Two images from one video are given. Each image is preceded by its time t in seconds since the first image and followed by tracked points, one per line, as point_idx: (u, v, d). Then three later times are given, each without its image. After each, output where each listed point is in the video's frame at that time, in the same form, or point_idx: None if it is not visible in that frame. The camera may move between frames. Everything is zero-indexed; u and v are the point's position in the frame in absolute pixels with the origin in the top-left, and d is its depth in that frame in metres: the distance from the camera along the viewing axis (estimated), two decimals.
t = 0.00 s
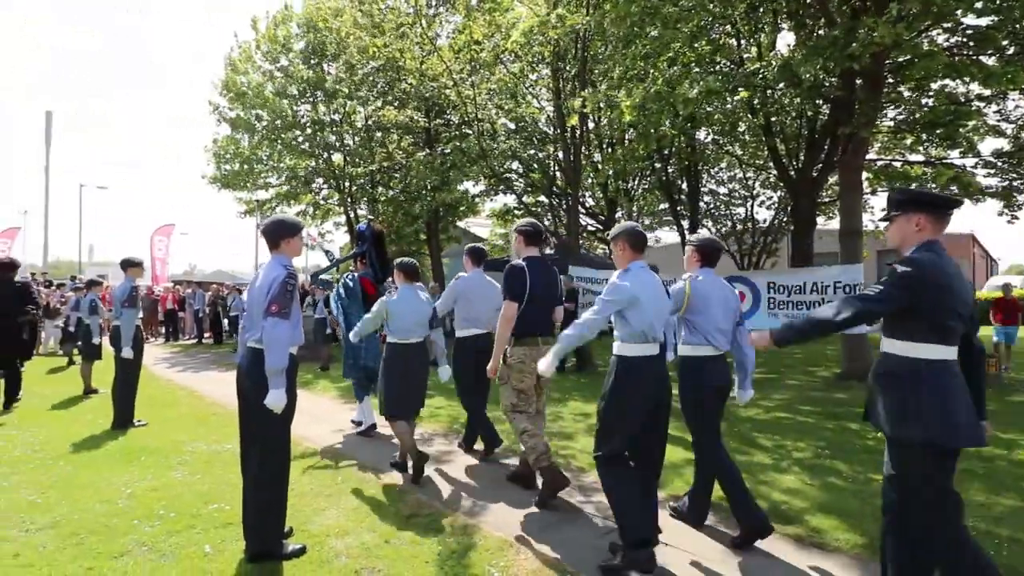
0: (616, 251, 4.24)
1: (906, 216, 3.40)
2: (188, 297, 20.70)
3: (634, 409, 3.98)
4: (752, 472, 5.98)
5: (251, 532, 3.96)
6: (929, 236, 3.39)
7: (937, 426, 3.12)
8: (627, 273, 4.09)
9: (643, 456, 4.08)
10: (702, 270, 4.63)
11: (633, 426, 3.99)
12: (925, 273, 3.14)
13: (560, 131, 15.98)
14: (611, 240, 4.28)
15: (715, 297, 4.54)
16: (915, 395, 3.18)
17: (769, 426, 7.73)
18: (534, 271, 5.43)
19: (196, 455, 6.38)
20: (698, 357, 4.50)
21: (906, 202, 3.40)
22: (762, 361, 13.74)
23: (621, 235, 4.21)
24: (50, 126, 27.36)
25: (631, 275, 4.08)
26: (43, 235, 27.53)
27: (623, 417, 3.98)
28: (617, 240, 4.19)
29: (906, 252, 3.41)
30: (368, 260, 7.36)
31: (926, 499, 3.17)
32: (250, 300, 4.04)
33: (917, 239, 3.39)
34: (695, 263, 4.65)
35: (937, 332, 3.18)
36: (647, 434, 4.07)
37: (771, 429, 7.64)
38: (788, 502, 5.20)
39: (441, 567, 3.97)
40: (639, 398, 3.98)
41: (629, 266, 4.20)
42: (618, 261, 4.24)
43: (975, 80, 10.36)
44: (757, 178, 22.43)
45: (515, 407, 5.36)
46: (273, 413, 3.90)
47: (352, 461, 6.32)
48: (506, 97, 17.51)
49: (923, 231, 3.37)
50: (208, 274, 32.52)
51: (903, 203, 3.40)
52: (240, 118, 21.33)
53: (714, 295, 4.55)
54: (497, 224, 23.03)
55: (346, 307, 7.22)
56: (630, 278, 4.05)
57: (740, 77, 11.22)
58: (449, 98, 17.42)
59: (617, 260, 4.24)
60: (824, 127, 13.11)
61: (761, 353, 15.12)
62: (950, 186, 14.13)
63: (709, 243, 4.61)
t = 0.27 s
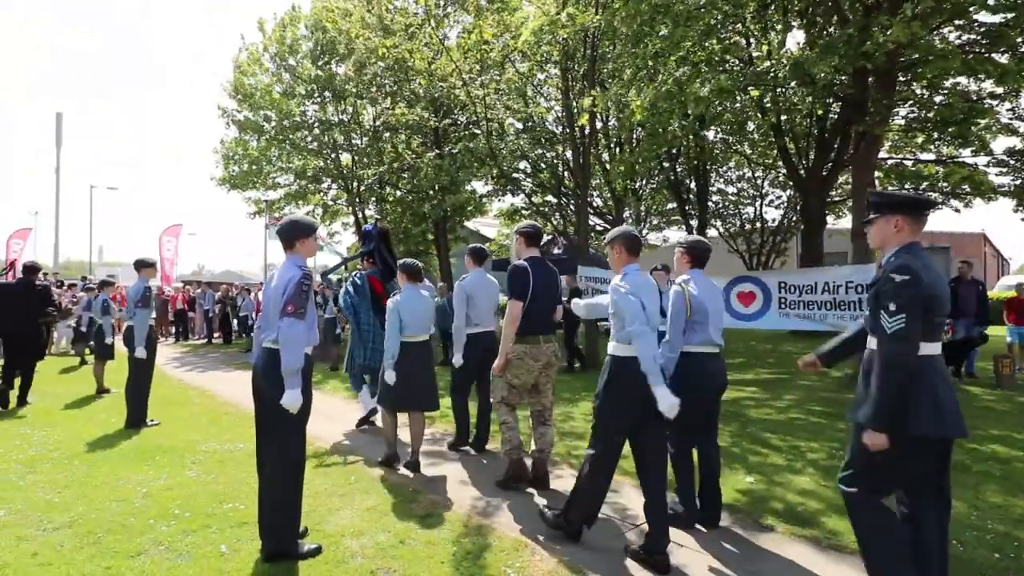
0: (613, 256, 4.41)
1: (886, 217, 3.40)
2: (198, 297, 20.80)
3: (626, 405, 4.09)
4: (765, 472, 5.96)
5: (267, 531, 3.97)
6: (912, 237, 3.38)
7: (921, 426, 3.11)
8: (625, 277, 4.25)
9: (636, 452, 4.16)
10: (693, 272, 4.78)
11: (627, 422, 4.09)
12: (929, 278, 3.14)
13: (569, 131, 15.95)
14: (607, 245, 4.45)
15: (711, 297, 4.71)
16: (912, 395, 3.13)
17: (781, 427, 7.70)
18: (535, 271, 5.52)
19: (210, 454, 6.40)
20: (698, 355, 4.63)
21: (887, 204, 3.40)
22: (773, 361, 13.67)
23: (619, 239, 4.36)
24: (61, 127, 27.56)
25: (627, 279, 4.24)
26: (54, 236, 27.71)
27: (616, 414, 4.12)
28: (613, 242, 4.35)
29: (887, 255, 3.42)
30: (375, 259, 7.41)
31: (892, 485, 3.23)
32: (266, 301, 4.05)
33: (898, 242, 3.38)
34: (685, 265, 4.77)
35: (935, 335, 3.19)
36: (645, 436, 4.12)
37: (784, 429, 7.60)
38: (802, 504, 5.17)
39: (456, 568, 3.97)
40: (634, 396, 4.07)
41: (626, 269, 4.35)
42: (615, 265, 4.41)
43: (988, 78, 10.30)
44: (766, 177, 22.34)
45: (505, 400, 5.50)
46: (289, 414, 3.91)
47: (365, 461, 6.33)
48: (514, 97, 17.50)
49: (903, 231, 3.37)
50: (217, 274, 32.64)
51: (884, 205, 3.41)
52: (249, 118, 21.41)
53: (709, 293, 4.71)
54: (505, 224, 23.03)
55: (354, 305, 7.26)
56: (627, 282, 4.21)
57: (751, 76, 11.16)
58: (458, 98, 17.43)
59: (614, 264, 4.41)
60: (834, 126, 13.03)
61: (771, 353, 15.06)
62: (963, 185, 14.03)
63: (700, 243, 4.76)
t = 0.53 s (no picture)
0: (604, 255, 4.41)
1: (864, 221, 3.44)
2: (205, 296, 20.87)
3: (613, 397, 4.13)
4: (775, 472, 5.94)
5: (279, 529, 3.98)
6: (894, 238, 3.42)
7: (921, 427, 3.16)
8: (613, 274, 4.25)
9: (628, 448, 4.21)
10: (685, 270, 4.90)
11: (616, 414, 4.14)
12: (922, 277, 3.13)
13: (575, 130, 15.96)
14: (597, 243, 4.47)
15: (698, 297, 4.84)
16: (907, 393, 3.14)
17: (790, 426, 7.67)
18: (531, 272, 5.53)
19: (220, 453, 6.41)
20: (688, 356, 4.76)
21: (866, 208, 3.43)
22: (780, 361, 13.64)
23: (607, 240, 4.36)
24: (68, 127, 27.67)
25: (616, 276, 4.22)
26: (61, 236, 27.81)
27: (604, 411, 4.14)
28: (602, 246, 4.35)
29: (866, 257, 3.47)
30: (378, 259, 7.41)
31: (890, 486, 3.25)
32: (278, 298, 4.05)
33: (877, 243, 3.42)
34: (676, 264, 4.92)
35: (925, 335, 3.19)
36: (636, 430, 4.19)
37: (792, 429, 7.57)
38: (814, 505, 5.14)
39: (468, 567, 3.96)
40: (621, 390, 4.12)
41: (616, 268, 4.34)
42: (603, 265, 4.43)
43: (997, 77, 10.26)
44: (772, 177, 22.31)
45: (505, 400, 5.54)
46: (301, 412, 3.92)
47: (375, 459, 6.34)
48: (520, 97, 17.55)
49: (881, 235, 3.41)
50: (222, 274, 32.71)
51: (863, 208, 3.44)
52: (254, 118, 21.47)
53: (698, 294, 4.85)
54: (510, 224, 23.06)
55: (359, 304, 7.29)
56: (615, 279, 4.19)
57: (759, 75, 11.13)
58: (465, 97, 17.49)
59: (603, 262, 4.41)
60: (841, 125, 13.00)
61: (778, 353, 15.03)
62: (972, 184, 13.97)
63: (688, 244, 4.89)
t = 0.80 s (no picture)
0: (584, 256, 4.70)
1: (836, 221, 3.41)
2: (211, 295, 20.91)
3: (595, 384, 4.42)
4: (785, 472, 5.94)
5: (293, 528, 3.99)
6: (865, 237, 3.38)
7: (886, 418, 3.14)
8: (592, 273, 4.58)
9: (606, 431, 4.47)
10: (665, 268, 5.00)
11: (600, 400, 4.42)
12: (882, 273, 3.16)
13: (581, 129, 15.92)
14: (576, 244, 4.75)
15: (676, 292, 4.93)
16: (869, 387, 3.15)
17: (798, 426, 7.66)
18: (518, 271, 5.63)
19: (229, 452, 6.42)
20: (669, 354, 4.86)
21: (839, 209, 3.41)
22: (786, 361, 13.61)
23: (588, 239, 4.65)
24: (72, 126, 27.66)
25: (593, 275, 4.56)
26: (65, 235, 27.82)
27: (591, 390, 4.42)
28: (583, 242, 4.63)
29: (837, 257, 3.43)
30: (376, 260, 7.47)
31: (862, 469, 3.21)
32: (290, 297, 4.06)
33: (848, 244, 3.39)
34: (660, 264, 5.03)
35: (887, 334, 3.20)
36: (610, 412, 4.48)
37: (800, 429, 7.56)
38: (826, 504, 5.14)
39: (482, 566, 3.97)
40: (602, 377, 4.43)
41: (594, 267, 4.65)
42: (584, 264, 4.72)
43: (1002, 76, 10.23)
44: (777, 176, 22.27)
45: (493, 395, 5.71)
46: (314, 411, 3.93)
47: (384, 458, 6.34)
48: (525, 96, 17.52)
49: (851, 234, 3.39)
50: (226, 273, 32.72)
51: (836, 210, 3.41)
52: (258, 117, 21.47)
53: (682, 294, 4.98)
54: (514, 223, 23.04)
55: (359, 305, 7.35)
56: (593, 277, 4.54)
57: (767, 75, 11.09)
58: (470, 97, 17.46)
59: (584, 261, 4.69)
60: (848, 125, 12.97)
61: (783, 352, 15.00)
62: (979, 183, 13.93)
63: (676, 245, 4.96)
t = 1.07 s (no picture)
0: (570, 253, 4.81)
1: (810, 222, 3.89)
2: (215, 295, 20.95)
3: (588, 379, 4.52)
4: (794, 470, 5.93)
5: (303, 527, 3.99)
6: (836, 238, 3.86)
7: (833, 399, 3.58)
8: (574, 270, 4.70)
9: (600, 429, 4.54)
10: (653, 267, 5.62)
11: (592, 394, 4.52)
12: (824, 268, 3.64)
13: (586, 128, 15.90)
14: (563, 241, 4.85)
15: (660, 291, 5.53)
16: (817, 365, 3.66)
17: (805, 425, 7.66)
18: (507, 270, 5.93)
19: (238, 450, 6.44)
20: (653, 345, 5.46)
21: (813, 210, 3.88)
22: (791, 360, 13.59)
23: (572, 238, 4.73)
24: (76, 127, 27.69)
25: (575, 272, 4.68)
26: (70, 236, 27.84)
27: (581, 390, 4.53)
28: (567, 242, 4.73)
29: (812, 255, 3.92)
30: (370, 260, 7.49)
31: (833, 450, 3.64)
32: (301, 296, 4.07)
33: (820, 242, 3.86)
34: (648, 263, 5.63)
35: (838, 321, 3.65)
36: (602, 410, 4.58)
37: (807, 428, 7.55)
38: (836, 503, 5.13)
39: (493, 564, 3.96)
40: (592, 373, 4.53)
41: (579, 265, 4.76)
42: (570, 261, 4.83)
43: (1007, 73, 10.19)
44: (781, 175, 22.23)
45: (493, 392, 5.95)
46: (326, 410, 3.94)
47: (392, 458, 6.34)
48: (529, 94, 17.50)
49: (826, 232, 3.84)
50: (229, 273, 32.72)
51: (811, 211, 3.89)
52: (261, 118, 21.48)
53: (663, 290, 5.54)
54: (517, 223, 23.02)
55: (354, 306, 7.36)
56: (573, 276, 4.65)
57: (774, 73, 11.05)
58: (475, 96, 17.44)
59: (569, 258, 4.81)
60: (854, 123, 12.92)
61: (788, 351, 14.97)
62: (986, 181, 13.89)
63: (660, 245, 5.53)
